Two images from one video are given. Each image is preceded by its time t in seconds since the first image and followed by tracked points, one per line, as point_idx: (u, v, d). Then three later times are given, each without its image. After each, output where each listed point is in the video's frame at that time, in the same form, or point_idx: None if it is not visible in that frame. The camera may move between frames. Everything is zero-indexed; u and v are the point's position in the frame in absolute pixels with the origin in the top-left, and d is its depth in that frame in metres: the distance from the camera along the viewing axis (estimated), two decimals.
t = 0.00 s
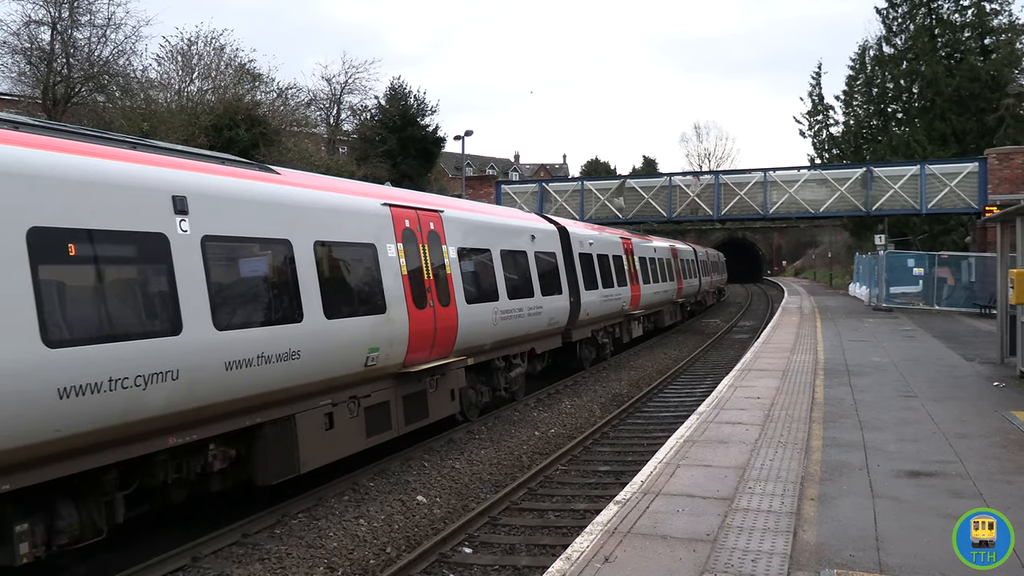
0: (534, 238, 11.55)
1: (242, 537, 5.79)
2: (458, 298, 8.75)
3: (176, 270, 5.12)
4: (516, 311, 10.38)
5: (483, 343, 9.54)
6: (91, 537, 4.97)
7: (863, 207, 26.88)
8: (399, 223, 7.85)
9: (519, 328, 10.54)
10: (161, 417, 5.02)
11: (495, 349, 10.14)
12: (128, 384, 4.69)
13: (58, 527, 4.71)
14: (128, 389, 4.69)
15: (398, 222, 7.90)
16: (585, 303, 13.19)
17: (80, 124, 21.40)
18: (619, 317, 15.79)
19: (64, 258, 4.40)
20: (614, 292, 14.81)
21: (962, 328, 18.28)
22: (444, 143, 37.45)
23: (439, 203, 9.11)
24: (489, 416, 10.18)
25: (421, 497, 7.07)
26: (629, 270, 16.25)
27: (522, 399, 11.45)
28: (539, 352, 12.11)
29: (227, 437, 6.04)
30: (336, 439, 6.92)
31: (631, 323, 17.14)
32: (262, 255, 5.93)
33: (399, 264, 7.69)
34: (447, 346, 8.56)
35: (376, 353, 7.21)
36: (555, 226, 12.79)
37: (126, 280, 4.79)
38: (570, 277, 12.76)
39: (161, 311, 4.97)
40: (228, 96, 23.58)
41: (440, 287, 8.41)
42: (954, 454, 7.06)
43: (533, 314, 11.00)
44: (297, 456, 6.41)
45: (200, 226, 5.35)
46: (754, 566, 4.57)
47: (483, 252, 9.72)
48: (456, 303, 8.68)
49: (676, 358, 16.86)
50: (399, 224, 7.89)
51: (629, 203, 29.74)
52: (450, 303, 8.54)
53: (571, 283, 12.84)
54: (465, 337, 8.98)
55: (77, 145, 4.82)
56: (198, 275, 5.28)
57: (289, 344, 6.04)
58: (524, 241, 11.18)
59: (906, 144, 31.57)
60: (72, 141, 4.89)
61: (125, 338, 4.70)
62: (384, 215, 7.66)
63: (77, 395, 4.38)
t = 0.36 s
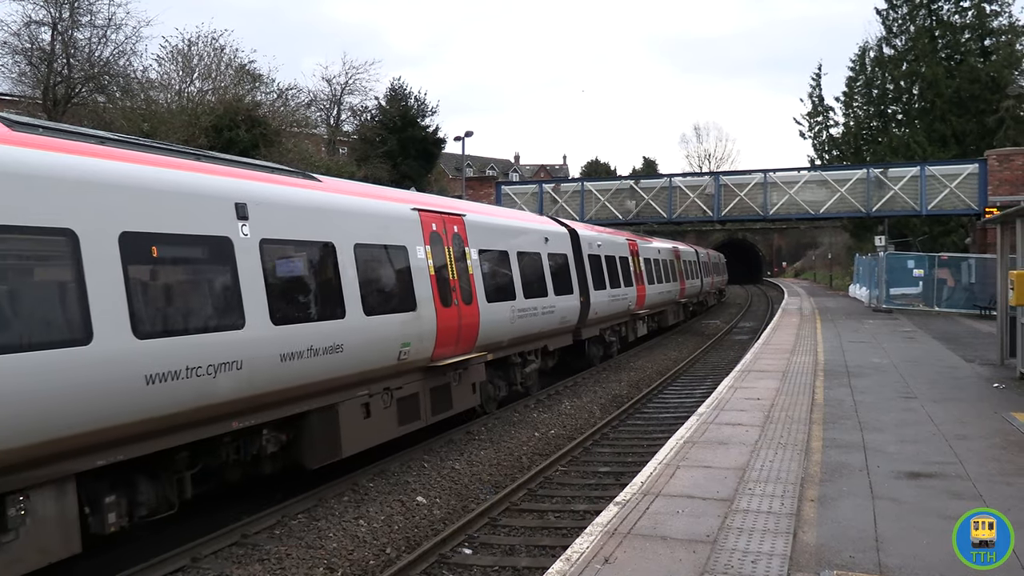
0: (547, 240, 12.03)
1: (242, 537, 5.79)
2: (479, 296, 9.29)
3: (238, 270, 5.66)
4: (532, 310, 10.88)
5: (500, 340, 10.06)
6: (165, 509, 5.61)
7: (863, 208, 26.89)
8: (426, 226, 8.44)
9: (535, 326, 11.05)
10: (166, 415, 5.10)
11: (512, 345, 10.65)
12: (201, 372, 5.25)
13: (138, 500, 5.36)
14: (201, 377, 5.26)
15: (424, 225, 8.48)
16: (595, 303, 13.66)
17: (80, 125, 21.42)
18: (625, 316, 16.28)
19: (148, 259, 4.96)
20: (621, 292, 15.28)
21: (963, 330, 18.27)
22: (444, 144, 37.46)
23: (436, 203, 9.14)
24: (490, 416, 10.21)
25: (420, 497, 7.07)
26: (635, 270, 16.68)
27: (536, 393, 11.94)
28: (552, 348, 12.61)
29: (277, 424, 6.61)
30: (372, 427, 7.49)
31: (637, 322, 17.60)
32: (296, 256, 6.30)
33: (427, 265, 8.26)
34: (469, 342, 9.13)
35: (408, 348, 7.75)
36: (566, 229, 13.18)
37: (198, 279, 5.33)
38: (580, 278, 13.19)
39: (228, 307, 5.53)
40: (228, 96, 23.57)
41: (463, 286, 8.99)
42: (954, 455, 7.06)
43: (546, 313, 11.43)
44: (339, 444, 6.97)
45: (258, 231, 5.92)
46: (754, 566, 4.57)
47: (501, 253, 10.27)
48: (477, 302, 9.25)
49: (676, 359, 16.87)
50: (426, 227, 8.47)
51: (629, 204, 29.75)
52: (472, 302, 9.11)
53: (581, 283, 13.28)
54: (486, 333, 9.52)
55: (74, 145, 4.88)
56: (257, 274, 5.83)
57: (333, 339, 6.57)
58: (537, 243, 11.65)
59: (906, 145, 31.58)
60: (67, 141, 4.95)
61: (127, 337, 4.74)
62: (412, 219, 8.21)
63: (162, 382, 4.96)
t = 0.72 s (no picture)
0: (560, 242, 12.54)
1: (242, 538, 5.79)
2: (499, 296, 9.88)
3: (292, 270, 6.23)
4: (547, 309, 11.44)
5: (517, 337, 10.60)
6: (227, 487, 6.14)
7: (863, 208, 26.91)
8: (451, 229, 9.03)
9: (549, 324, 11.62)
10: (171, 414, 5.15)
11: (528, 342, 11.21)
12: (263, 362, 5.82)
13: (207, 477, 5.91)
14: (262, 367, 5.82)
15: (450, 228, 9.10)
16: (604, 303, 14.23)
17: (80, 125, 21.46)
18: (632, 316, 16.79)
19: (218, 260, 5.52)
20: (629, 292, 15.79)
21: (963, 331, 18.26)
22: (444, 144, 37.49)
23: (434, 203, 9.10)
24: (490, 418, 10.22)
25: (420, 498, 7.06)
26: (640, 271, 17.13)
27: (549, 388, 12.51)
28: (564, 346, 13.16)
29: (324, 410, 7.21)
30: (405, 416, 8.07)
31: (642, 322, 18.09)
32: (330, 258, 6.74)
33: (453, 266, 8.86)
34: (489, 339, 9.71)
35: (437, 343, 8.34)
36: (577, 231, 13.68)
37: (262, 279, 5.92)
38: (590, 279, 13.71)
39: (287, 305, 6.12)
40: (229, 97, 23.57)
41: (484, 286, 9.60)
42: (955, 456, 7.05)
43: (558, 311, 11.90)
44: (377, 431, 7.58)
45: (309, 233, 6.49)
46: (754, 568, 4.56)
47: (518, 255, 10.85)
48: (497, 301, 9.85)
49: (676, 360, 16.86)
50: (451, 231, 9.08)
51: (629, 205, 29.76)
52: (493, 301, 9.71)
53: (591, 284, 13.80)
54: (505, 331, 10.10)
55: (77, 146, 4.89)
56: (308, 274, 6.39)
57: (372, 333, 7.14)
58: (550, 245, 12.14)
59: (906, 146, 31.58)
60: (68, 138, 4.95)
61: (123, 338, 4.76)
62: (439, 223, 8.79)
63: (232, 370, 5.51)
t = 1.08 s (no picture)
0: (571, 244, 13.06)
1: (242, 539, 5.78)
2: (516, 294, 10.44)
3: (292, 273, 6.23)
4: (559, 307, 11.99)
5: (533, 333, 11.17)
6: (280, 469, 6.70)
7: (863, 209, 26.91)
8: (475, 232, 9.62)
9: (561, 321, 12.18)
10: (172, 414, 5.18)
11: (541, 338, 11.76)
12: (313, 353, 6.36)
13: (265, 459, 6.40)
14: (313, 359, 6.37)
15: (473, 231, 9.68)
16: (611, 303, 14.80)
17: (81, 126, 21.46)
18: (637, 315, 17.31)
19: (276, 261, 6.09)
20: (634, 292, 16.33)
21: (962, 331, 18.26)
22: (444, 145, 37.50)
23: (434, 204, 9.10)
24: (489, 418, 10.22)
25: (420, 498, 7.06)
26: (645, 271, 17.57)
27: (561, 383, 13.08)
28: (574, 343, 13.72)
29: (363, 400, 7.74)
30: (433, 406, 8.62)
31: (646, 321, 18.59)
32: (341, 258, 6.89)
33: (475, 266, 9.45)
34: (507, 335, 10.29)
35: (462, 338, 8.92)
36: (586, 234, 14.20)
37: (277, 278, 6.08)
38: (598, 279, 14.26)
39: (334, 301, 6.69)
40: (229, 98, 23.57)
41: (502, 286, 10.19)
42: (954, 456, 7.05)
43: (569, 310, 12.45)
44: (410, 419, 8.12)
45: (352, 236, 7.09)
46: (754, 568, 4.56)
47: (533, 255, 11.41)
48: (515, 299, 10.44)
49: (676, 360, 16.85)
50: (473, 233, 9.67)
51: (629, 206, 29.77)
52: (512, 300, 10.31)
53: (599, 284, 14.35)
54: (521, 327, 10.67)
55: (73, 145, 4.86)
56: (351, 273, 6.96)
57: (406, 329, 7.71)
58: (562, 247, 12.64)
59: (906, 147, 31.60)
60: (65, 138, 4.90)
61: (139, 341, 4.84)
62: (462, 225, 9.37)
63: (289, 361, 6.10)
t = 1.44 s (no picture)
0: (582, 246, 13.55)
1: (241, 539, 5.78)
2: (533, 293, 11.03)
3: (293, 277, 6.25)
4: (572, 306, 12.52)
5: (548, 330, 11.72)
6: (326, 452, 7.26)
7: (863, 209, 26.92)
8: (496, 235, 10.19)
9: (574, 319, 12.73)
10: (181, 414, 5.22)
11: (555, 335, 12.31)
12: (358, 346, 6.97)
13: (314, 442, 7.03)
14: (358, 351, 6.98)
15: (494, 234, 10.29)
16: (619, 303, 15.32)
17: (80, 126, 21.46)
18: (642, 314, 17.77)
19: (327, 263, 6.68)
20: (640, 292, 16.80)
21: (962, 332, 18.23)
22: (444, 145, 37.51)
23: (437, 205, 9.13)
24: (487, 418, 10.21)
25: (420, 499, 7.07)
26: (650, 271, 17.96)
27: (572, 378, 13.63)
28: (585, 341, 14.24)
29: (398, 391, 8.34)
30: (459, 397, 9.24)
31: (651, 320, 19.03)
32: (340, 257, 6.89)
33: (497, 266, 10.05)
34: (524, 331, 10.88)
35: (485, 334, 9.53)
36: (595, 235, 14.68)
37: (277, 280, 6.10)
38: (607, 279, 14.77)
39: (374, 299, 7.27)
40: (228, 98, 23.57)
41: (521, 284, 10.79)
42: (954, 457, 7.05)
43: (581, 309, 13.00)
44: (439, 410, 8.76)
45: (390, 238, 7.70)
46: (754, 568, 4.57)
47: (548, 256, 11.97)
48: (532, 298, 11.03)
49: (676, 361, 16.85)
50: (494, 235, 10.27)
51: (628, 206, 29.79)
52: (529, 299, 10.89)
53: (608, 284, 14.85)
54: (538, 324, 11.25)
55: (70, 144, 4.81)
56: (389, 273, 7.56)
57: (436, 325, 8.31)
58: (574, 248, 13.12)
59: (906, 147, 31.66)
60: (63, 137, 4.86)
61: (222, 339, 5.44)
62: (484, 228, 9.96)
63: (340, 352, 6.70)
